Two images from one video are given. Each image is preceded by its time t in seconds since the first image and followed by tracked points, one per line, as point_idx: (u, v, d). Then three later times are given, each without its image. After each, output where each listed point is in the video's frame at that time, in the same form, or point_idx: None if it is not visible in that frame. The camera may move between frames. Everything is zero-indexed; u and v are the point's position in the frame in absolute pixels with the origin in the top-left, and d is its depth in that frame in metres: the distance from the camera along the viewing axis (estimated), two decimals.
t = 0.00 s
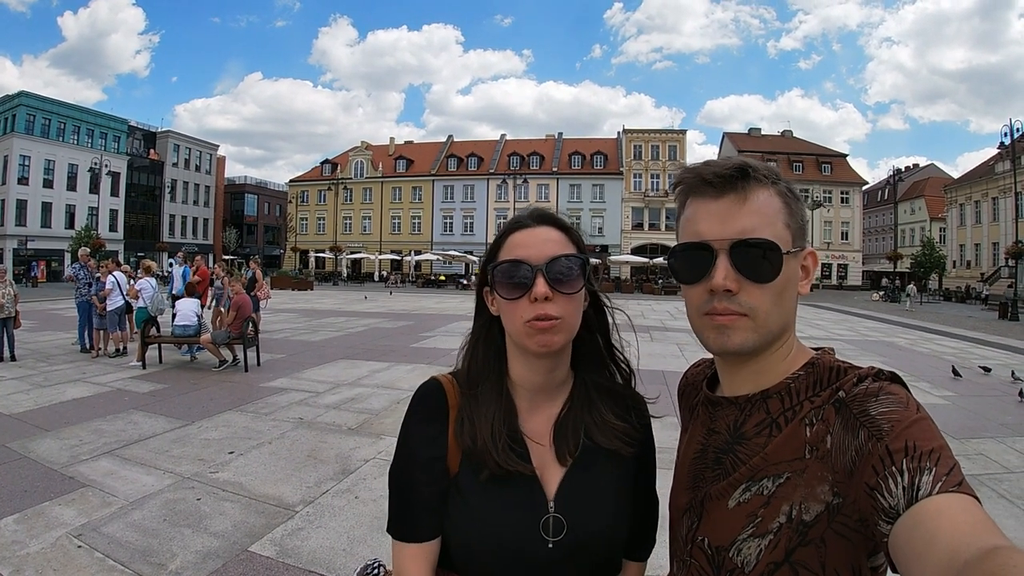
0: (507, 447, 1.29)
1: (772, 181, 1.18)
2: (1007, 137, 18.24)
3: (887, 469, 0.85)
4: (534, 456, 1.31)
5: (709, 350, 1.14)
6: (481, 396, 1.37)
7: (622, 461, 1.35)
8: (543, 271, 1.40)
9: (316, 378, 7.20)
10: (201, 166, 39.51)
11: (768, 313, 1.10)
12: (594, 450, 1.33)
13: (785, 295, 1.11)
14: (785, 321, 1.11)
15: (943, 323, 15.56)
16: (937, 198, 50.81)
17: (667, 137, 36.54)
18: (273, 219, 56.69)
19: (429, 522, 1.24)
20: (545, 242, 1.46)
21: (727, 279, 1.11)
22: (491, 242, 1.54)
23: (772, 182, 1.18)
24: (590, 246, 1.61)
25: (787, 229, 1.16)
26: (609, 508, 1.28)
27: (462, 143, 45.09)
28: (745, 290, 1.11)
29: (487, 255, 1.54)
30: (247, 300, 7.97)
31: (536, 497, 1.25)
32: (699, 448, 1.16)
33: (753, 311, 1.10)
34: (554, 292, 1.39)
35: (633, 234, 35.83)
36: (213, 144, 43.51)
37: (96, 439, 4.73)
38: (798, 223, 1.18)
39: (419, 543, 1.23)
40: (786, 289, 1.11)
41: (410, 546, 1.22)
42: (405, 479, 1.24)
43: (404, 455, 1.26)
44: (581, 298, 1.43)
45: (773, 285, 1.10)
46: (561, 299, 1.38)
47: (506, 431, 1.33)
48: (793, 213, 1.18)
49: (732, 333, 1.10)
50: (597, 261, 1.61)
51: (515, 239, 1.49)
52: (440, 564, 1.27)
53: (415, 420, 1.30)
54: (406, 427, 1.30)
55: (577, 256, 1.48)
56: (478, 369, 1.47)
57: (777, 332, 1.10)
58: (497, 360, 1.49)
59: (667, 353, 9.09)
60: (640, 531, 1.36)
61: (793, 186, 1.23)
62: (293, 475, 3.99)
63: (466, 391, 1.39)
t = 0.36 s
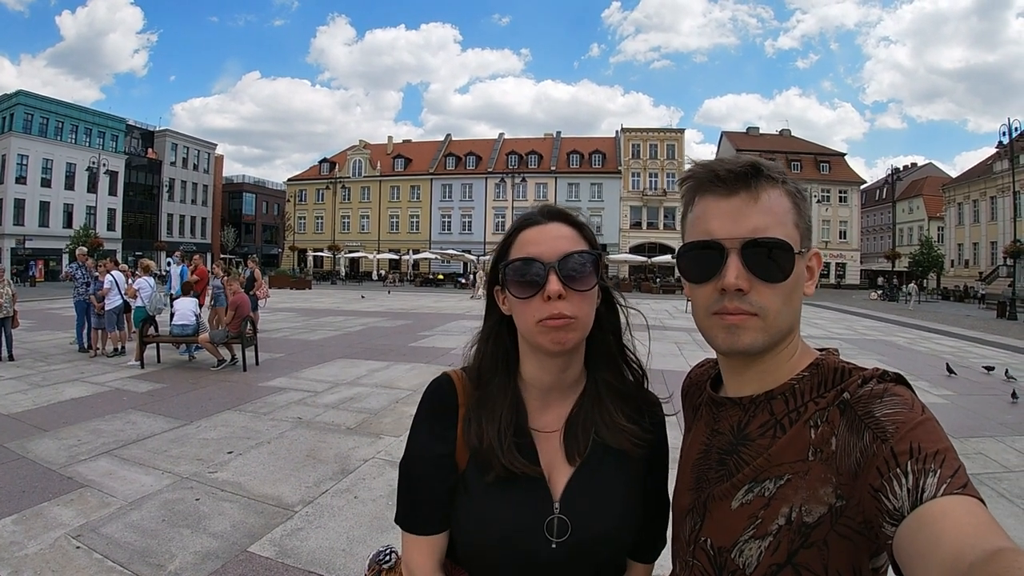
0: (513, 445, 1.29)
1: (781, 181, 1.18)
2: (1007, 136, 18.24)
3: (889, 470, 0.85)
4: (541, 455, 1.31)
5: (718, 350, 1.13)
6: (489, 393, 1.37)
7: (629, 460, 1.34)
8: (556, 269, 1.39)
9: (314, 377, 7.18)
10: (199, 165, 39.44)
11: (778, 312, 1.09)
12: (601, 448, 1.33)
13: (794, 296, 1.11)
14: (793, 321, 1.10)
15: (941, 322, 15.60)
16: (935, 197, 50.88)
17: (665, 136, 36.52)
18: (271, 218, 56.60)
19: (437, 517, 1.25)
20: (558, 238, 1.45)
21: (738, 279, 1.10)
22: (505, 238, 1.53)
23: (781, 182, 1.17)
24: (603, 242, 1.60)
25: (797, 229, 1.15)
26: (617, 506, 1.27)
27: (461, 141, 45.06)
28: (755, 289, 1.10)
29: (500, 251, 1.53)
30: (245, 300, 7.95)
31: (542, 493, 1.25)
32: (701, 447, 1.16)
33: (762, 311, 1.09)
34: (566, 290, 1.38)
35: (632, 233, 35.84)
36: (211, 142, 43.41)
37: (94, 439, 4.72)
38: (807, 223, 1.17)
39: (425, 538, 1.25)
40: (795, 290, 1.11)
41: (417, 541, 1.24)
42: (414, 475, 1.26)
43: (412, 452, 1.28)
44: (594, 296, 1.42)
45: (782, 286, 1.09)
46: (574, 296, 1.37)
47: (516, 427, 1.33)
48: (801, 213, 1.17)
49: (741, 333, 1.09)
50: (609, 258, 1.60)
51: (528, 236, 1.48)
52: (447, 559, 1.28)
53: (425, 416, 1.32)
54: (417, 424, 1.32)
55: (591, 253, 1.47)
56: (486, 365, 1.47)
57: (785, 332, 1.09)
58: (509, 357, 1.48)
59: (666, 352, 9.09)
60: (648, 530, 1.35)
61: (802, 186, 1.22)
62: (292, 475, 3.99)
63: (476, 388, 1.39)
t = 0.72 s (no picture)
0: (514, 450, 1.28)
1: (784, 183, 1.16)
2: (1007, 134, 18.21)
3: (889, 474, 0.84)
4: (540, 464, 1.31)
5: (718, 354, 1.12)
6: (489, 400, 1.37)
7: (630, 465, 1.33)
8: (560, 276, 1.37)
9: (313, 376, 7.17)
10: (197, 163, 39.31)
11: (778, 318, 1.08)
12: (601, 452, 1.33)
13: (794, 301, 1.10)
14: (794, 327, 1.10)
15: (939, 319, 15.64)
16: (932, 195, 50.98)
17: (664, 133, 36.48)
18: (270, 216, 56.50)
19: (434, 523, 1.24)
20: (563, 244, 1.43)
21: (738, 282, 1.09)
22: (509, 241, 1.51)
23: (782, 187, 1.16)
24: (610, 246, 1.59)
25: (798, 234, 1.14)
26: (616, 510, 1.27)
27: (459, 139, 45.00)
28: (755, 294, 1.09)
29: (504, 255, 1.51)
30: (243, 299, 7.93)
31: (540, 498, 1.24)
32: (702, 451, 1.15)
33: (763, 316, 1.08)
34: (572, 297, 1.36)
35: (631, 231, 35.83)
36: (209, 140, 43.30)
37: (93, 439, 4.71)
38: (808, 228, 1.17)
39: (422, 544, 1.24)
40: (797, 294, 1.09)
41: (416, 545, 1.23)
42: (413, 481, 1.25)
43: (411, 454, 1.28)
44: (599, 304, 1.40)
45: (782, 290, 1.08)
46: (579, 304, 1.35)
47: (516, 434, 1.32)
48: (803, 217, 1.17)
49: (742, 337, 1.08)
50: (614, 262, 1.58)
51: (532, 239, 1.47)
52: (444, 564, 1.27)
53: (424, 424, 1.31)
54: (415, 431, 1.31)
55: (597, 258, 1.45)
56: (486, 369, 1.46)
57: (786, 338, 1.08)
58: (510, 361, 1.47)
59: (665, 349, 9.09)
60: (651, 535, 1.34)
61: (801, 189, 1.22)
62: (291, 475, 3.98)
63: (476, 394, 1.37)
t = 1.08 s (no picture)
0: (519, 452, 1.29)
1: (791, 186, 1.16)
2: (1011, 130, 18.20)
3: (903, 478, 0.85)
4: (543, 465, 1.32)
5: (728, 358, 1.12)
6: (499, 401, 1.38)
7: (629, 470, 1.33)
8: (565, 276, 1.38)
9: (317, 372, 7.20)
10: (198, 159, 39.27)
11: (785, 321, 1.09)
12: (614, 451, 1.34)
13: (804, 301, 1.10)
14: (804, 328, 1.10)
15: (940, 316, 15.65)
16: (934, 191, 50.83)
17: (667, 128, 36.35)
18: (271, 212, 56.48)
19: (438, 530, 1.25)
20: (568, 246, 1.44)
21: (745, 286, 1.10)
22: (514, 241, 1.52)
23: (790, 189, 1.16)
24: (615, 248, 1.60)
25: (805, 238, 1.14)
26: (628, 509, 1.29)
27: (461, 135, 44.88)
28: (762, 297, 1.09)
29: (510, 253, 1.52)
30: (245, 296, 7.98)
31: (544, 499, 1.25)
32: (714, 455, 1.16)
33: (770, 319, 1.09)
34: (576, 297, 1.37)
35: (634, 226, 35.79)
36: (210, 136, 43.21)
37: (95, 436, 4.74)
38: (814, 229, 1.17)
39: (424, 555, 1.24)
40: (806, 296, 1.09)
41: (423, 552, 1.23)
42: (421, 482, 1.25)
43: (411, 457, 1.27)
44: (602, 304, 1.41)
45: (789, 293, 1.09)
46: (582, 304, 1.36)
47: (518, 437, 1.33)
48: (813, 218, 1.16)
49: (748, 341, 1.09)
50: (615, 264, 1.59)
51: (539, 238, 1.48)
52: (450, 568, 1.29)
53: (427, 428, 1.31)
54: (415, 435, 1.30)
55: (603, 262, 1.47)
56: (495, 369, 1.47)
57: (796, 340, 1.09)
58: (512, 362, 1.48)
59: (667, 345, 9.10)
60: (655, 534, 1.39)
61: (808, 190, 1.21)
62: (295, 471, 4.01)
63: (477, 395, 1.39)
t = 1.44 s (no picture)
0: (520, 441, 1.30)
1: (798, 164, 1.15)
2: None
3: (919, 464, 0.81)
4: (547, 455, 1.31)
5: (737, 340, 1.13)
6: (484, 399, 1.37)
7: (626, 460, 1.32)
8: (541, 270, 1.37)
9: (342, 377, 7.39)
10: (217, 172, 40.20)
11: (790, 304, 1.08)
12: (604, 447, 1.32)
13: (812, 279, 1.08)
14: (812, 309, 1.09)
15: (965, 312, 15.45)
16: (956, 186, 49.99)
17: (681, 130, 36.27)
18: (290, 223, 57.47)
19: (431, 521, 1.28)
20: (546, 240, 1.43)
21: (746, 270, 1.10)
22: (492, 238, 1.51)
23: (793, 166, 1.14)
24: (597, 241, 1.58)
25: (814, 217, 1.12)
26: (617, 504, 1.27)
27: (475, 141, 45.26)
28: (766, 280, 1.09)
29: (489, 251, 1.52)
30: (271, 303, 8.19)
31: (544, 491, 1.24)
32: (734, 435, 1.17)
33: (773, 302, 1.09)
34: (552, 291, 1.36)
35: (650, 229, 35.77)
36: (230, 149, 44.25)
37: (129, 441, 4.96)
38: (827, 206, 1.13)
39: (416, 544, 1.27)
40: (813, 273, 1.08)
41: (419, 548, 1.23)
42: (407, 480, 1.29)
43: (404, 450, 1.31)
44: (583, 296, 1.40)
45: (795, 273, 1.08)
46: (560, 299, 1.35)
47: (512, 431, 1.32)
48: (820, 195, 1.13)
49: (756, 324, 1.10)
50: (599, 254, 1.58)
51: (518, 233, 1.46)
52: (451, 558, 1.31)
53: (407, 431, 1.33)
54: (398, 439, 1.34)
55: (580, 254, 1.45)
56: (480, 366, 1.47)
57: (803, 321, 1.08)
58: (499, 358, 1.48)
59: (687, 346, 9.16)
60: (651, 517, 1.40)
61: (825, 167, 1.18)
62: (326, 470, 4.16)
63: (467, 390, 1.39)
